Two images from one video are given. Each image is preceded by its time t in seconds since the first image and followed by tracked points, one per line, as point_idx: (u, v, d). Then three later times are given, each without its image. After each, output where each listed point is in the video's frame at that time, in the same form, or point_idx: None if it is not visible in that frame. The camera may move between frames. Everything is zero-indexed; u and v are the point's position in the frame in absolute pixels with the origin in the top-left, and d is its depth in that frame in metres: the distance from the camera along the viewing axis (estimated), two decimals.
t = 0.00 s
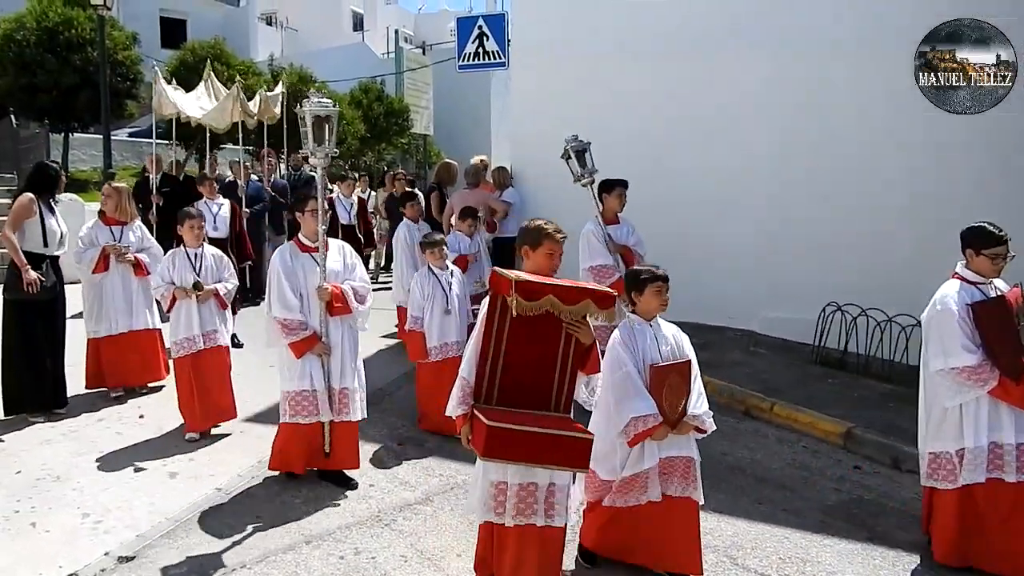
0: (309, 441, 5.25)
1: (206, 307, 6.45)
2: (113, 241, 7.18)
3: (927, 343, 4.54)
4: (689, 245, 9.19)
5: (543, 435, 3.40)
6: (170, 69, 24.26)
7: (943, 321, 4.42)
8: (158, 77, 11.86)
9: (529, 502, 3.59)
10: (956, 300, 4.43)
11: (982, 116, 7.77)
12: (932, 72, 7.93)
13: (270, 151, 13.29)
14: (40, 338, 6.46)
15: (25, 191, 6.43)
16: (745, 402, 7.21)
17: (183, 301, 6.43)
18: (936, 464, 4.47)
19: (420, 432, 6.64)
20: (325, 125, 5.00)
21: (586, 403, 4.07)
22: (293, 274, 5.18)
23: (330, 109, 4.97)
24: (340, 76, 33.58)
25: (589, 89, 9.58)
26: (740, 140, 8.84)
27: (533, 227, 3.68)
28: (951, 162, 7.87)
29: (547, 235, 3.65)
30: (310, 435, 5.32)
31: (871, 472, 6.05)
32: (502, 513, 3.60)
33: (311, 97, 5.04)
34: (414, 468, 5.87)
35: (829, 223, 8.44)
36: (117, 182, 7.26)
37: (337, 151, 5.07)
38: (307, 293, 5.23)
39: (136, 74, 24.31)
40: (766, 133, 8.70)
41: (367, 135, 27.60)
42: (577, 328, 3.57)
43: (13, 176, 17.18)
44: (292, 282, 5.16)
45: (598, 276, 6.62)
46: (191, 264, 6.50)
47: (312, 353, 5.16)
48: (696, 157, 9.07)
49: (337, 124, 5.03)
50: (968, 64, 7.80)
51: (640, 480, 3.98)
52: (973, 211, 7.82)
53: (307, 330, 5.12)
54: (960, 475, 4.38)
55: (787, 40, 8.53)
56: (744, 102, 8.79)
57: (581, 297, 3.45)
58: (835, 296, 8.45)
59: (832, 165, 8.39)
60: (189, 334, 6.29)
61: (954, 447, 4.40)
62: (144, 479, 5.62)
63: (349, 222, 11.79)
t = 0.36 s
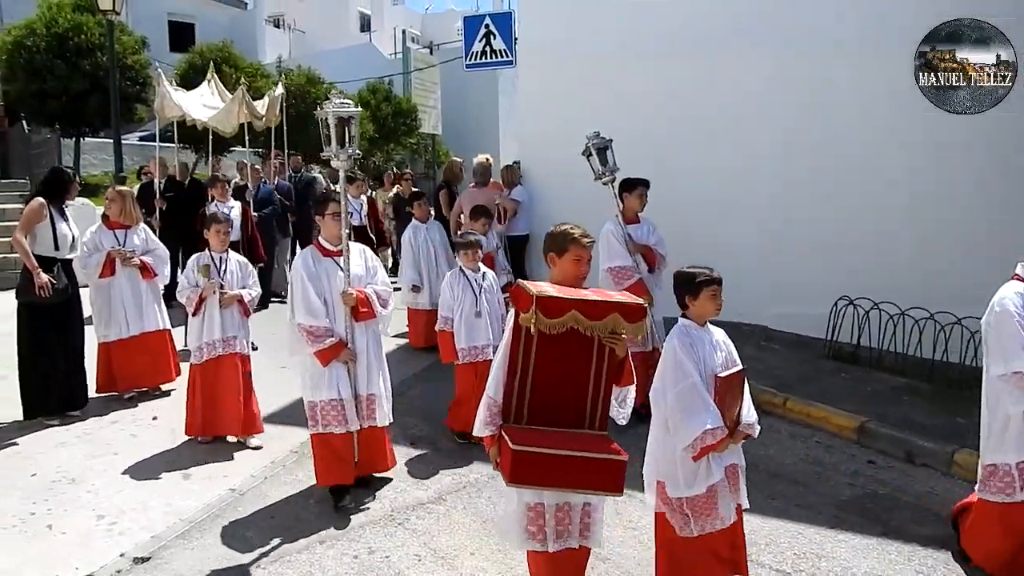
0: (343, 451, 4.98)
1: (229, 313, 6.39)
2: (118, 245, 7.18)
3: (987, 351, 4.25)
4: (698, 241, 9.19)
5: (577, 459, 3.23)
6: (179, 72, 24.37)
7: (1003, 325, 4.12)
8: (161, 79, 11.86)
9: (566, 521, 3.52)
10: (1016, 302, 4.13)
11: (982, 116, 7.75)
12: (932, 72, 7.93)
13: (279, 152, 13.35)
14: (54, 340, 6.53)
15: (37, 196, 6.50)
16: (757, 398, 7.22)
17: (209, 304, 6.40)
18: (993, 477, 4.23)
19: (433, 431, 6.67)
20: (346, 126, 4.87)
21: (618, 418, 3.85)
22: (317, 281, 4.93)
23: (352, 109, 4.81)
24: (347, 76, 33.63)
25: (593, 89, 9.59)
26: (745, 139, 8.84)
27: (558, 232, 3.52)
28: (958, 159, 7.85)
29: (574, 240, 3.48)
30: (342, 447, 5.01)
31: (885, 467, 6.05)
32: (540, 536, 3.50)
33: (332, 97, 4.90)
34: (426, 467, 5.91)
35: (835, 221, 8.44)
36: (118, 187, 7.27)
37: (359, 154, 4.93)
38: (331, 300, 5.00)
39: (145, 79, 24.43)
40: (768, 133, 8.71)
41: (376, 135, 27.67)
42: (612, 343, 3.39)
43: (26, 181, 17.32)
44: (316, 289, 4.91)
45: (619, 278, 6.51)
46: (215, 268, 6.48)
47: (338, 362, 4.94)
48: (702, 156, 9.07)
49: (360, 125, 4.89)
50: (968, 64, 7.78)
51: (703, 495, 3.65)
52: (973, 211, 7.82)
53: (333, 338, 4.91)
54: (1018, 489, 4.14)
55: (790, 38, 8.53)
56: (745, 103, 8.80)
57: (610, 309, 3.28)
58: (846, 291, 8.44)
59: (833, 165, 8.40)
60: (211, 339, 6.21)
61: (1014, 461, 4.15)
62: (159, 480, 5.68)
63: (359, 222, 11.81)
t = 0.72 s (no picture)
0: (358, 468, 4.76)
1: (260, 315, 6.23)
2: (129, 249, 7.27)
3: None
4: (710, 241, 9.19)
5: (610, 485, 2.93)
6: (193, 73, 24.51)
7: None
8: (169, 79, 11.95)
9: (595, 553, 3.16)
10: None
11: (981, 116, 7.87)
12: (932, 72, 8.02)
13: (290, 153, 13.44)
14: (67, 342, 6.53)
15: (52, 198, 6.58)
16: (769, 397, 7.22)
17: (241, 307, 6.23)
18: None
19: (446, 431, 6.70)
20: (366, 126, 4.86)
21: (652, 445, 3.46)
22: (334, 288, 4.75)
23: (372, 108, 4.80)
24: (358, 77, 33.73)
25: (599, 90, 9.65)
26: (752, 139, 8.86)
27: (579, 240, 3.27)
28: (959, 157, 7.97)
29: (599, 249, 3.23)
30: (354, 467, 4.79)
31: (900, 466, 6.03)
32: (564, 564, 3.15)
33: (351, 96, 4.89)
34: (440, 467, 5.94)
35: (840, 221, 8.48)
36: (129, 190, 7.30)
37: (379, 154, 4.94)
38: (348, 306, 4.82)
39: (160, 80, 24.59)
40: (769, 133, 8.77)
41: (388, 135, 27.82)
42: (646, 358, 3.15)
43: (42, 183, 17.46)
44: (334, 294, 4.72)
45: (646, 281, 6.42)
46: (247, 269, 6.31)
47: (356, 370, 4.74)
48: (708, 155, 9.11)
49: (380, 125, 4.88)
50: (968, 64, 7.87)
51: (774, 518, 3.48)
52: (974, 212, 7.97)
53: (351, 345, 4.70)
54: None
55: (798, 37, 8.54)
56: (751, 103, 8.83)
57: (651, 322, 2.97)
58: (861, 290, 8.41)
59: (831, 165, 8.49)
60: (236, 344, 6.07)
61: None
62: (174, 480, 5.74)
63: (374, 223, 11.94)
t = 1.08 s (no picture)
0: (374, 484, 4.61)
1: (279, 324, 6.03)
2: (142, 250, 7.30)
3: None
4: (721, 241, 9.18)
5: (662, 535, 2.59)
6: (205, 73, 24.64)
7: None
8: (174, 79, 12.02)
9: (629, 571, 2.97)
10: None
11: (981, 116, 7.76)
12: (932, 72, 7.94)
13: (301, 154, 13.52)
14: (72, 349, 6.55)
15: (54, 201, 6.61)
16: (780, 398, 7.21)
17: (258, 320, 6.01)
18: None
19: (458, 431, 6.73)
20: (396, 130, 4.68)
21: (703, 468, 3.17)
22: (354, 294, 4.58)
23: (402, 112, 4.63)
24: (370, 77, 33.86)
25: (604, 89, 9.67)
26: (754, 139, 8.92)
27: (644, 257, 2.89)
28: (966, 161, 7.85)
29: (666, 267, 2.89)
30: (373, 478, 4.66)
31: (913, 467, 6.01)
32: None
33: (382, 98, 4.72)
34: (451, 468, 5.96)
35: (841, 221, 8.51)
36: (141, 191, 7.32)
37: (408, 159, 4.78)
38: (368, 314, 4.64)
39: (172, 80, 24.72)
40: (768, 133, 8.83)
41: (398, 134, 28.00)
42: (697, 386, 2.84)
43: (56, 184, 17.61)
44: (353, 301, 4.54)
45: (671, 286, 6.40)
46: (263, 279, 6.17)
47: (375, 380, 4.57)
48: (717, 155, 9.11)
49: (410, 130, 4.72)
50: (968, 64, 7.75)
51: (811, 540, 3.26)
52: (980, 217, 7.84)
53: (371, 355, 4.54)
54: None
55: (810, 36, 8.52)
56: (756, 103, 8.87)
57: (712, 365, 2.63)
58: (874, 290, 8.38)
59: (831, 164, 8.53)
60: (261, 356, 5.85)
61: None
62: (188, 480, 5.78)
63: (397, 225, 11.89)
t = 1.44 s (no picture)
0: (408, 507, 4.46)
1: (284, 340, 5.96)
2: (154, 264, 7.37)
3: None
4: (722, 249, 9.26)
5: (738, 552, 2.71)
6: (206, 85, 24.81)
7: None
8: (167, 90, 12.13)
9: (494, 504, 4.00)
10: None
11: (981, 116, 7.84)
12: (932, 72, 8.03)
13: (302, 164, 13.60)
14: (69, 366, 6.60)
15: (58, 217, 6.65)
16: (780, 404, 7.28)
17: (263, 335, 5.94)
18: None
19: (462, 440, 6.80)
20: (423, 148, 4.57)
21: (777, 496, 3.14)
22: (387, 317, 4.40)
23: (432, 129, 4.52)
24: (370, 87, 34.05)
25: (604, 97, 9.69)
26: (752, 142, 9.01)
27: (711, 278, 2.87)
28: (967, 161, 7.94)
29: (732, 290, 2.87)
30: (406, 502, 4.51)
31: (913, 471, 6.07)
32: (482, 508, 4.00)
33: (411, 114, 4.62)
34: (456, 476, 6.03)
35: (841, 227, 8.60)
36: (149, 205, 7.46)
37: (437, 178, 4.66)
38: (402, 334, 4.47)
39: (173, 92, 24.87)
40: (769, 137, 8.92)
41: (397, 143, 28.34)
42: (759, 405, 2.89)
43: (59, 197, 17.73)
44: (386, 322, 4.37)
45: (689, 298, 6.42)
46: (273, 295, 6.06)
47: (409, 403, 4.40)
48: (717, 163, 9.19)
49: (440, 148, 4.61)
50: (968, 64, 7.83)
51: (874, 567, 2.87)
52: (983, 221, 7.92)
53: (404, 376, 4.36)
54: None
55: (811, 44, 8.61)
56: (757, 107, 8.96)
57: (772, 358, 2.67)
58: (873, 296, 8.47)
59: (832, 169, 8.61)
60: (261, 375, 5.79)
61: None
62: (195, 491, 5.85)
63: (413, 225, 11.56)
